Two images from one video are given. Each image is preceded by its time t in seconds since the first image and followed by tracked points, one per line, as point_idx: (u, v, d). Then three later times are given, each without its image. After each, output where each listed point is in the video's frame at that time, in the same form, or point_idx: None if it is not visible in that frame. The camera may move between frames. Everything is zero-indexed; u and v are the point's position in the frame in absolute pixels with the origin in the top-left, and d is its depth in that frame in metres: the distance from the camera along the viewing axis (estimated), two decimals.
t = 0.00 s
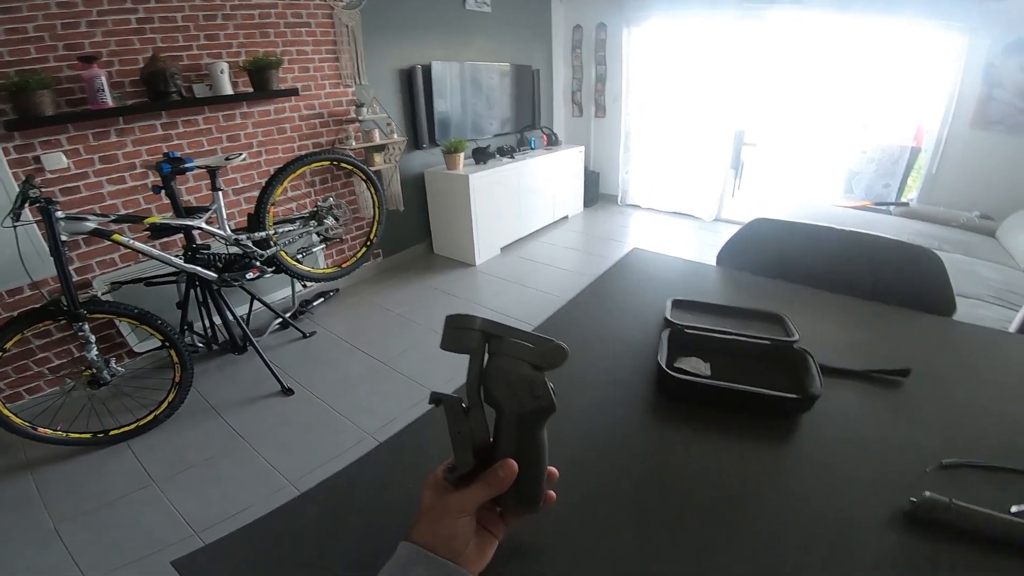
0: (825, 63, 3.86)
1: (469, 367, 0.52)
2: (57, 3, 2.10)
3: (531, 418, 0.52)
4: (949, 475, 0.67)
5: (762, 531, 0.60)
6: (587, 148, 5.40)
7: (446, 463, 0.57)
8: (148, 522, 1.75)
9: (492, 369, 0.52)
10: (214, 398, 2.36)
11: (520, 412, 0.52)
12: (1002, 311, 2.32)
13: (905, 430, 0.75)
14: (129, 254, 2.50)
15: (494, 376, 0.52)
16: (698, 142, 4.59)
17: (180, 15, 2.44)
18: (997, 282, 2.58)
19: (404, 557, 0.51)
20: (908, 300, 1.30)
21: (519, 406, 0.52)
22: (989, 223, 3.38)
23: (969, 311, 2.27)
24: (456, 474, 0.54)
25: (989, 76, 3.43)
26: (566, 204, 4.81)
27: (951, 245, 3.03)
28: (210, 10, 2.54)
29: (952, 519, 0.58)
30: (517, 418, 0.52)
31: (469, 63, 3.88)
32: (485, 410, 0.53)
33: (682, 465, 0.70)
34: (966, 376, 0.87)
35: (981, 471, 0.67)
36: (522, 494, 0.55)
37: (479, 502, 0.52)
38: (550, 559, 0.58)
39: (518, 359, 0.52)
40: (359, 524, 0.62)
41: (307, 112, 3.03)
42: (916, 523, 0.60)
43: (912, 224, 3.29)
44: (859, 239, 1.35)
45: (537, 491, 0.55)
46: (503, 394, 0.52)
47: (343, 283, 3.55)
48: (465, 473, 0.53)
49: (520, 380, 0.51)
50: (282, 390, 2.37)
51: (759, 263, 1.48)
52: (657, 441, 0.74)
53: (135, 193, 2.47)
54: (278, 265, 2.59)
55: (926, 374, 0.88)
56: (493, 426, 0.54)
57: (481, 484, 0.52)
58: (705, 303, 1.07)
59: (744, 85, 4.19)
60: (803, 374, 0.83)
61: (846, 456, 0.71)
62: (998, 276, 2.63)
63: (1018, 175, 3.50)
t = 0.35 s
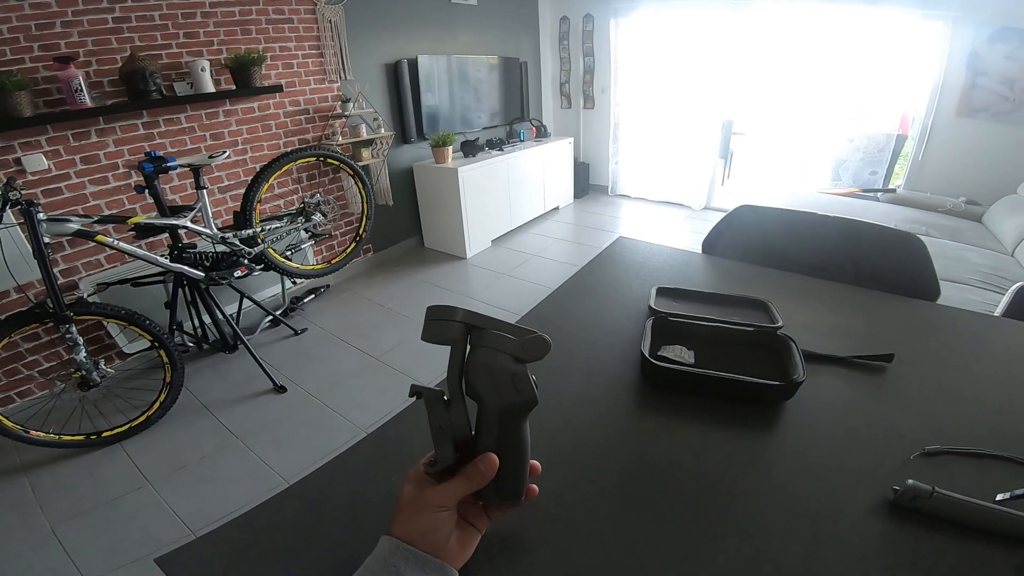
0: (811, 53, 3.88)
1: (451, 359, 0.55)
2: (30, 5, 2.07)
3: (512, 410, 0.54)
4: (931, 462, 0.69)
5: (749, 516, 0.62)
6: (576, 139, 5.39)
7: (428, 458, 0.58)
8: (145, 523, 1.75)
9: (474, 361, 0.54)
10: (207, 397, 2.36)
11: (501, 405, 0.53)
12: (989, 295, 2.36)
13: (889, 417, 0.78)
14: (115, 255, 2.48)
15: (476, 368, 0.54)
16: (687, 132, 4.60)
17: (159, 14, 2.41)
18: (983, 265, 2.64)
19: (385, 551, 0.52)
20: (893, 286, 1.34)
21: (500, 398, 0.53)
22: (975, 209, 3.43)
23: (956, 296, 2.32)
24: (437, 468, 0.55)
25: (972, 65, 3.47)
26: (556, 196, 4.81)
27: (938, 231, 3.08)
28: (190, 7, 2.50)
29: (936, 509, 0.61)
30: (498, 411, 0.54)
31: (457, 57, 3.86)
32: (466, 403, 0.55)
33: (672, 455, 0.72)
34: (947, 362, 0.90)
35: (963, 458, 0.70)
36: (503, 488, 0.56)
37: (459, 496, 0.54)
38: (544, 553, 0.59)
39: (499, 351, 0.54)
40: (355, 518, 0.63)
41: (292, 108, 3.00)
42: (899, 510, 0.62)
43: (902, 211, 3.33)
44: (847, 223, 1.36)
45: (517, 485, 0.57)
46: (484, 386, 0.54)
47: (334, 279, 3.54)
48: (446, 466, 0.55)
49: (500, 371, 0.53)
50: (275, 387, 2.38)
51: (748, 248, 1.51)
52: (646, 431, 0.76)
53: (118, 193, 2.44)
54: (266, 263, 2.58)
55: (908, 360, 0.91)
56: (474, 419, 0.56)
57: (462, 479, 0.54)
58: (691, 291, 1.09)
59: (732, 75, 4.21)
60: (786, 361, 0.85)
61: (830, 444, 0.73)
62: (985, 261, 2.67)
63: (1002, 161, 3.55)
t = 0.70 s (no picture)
0: (807, 51, 3.89)
1: (458, 362, 0.55)
2: (27, 7, 2.06)
3: (519, 410, 0.54)
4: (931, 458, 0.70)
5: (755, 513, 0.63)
6: (574, 139, 5.40)
7: (438, 460, 0.58)
8: (147, 525, 1.75)
9: (481, 363, 0.54)
10: (208, 399, 2.36)
11: (509, 405, 0.54)
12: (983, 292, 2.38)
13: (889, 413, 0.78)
14: (114, 257, 2.47)
15: (483, 370, 0.54)
16: (684, 131, 4.61)
17: (156, 15, 2.40)
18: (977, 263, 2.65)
19: (401, 549, 0.51)
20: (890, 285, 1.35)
21: (508, 398, 0.54)
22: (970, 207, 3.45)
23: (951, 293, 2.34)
24: (447, 470, 0.55)
25: (967, 64, 3.49)
26: (554, 196, 4.82)
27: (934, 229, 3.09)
28: (187, 9, 2.49)
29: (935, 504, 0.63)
30: (506, 412, 0.54)
31: (454, 56, 3.86)
32: (475, 404, 0.55)
33: (676, 452, 0.72)
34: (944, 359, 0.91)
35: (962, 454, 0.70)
36: (514, 488, 0.57)
37: (469, 497, 0.54)
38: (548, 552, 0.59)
39: (505, 353, 0.54)
40: (364, 519, 0.63)
41: (290, 109, 3.00)
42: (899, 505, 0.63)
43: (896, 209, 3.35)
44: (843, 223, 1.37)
45: (526, 484, 0.57)
46: (492, 387, 0.54)
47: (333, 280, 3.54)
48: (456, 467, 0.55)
49: (507, 373, 0.53)
50: (276, 389, 2.38)
51: (745, 249, 1.51)
52: (651, 430, 0.77)
53: (117, 195, 2.44)
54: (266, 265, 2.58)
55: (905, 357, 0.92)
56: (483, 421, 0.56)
57: (472, 479, 0.54)
58: (691, 291, 1.09)
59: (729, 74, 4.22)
60: (786, 359, 0.86)
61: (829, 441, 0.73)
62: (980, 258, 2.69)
63: (996, 160, 3.57)
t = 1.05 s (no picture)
0: (807, 54, 3.90)
1: (470, 368, 0.55)
2: (31, 7, 2.07)
3: (532, 417, 0.53)
4: (937, 463, 0.69)
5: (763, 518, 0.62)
6: (575, 143, 5.41)
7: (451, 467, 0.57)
8: (147, 528, 1.74)
9: (493, 369, 0.54)
10: (208, 402, 2.35)
11: (522, 412, 0.53)
12: (983, 297, 2.37)
13: (895, 418, 0.78)
14: (116, 260, 2.47)
15: (494, 376, 0.54)
16: (685, 135, 4.62)
17: (159, 17, 2.41)
18: (977, 268, 2.65)
19: (413, 556, 0.52)
20: (893, 291, 1.34)
21: (520, 405, 0.53)
22: (970, 211, 3.44)
23: (951, 299, 2.33)
24: (460, 476, 0.55)
25: (968, 68, 3.49)
26: (555, 200, 4.82)
27: (933, 234, 3.09)
28: (190, 11, 2.50)
29: (940, 508, 0.61)
30: (518, 419, 0.53)
31: (456, 60, 3.87)
32: (487, 410, 0.54)
33: (681, 457, 0.72)
34: (949, 364, 0.90)
35: (968, 459, 0.70)
36: (524, 495, 0.55)
37: (481, 503, 0.52)
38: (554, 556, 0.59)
39: (518, 360, 0.53)
40: (368, 524, 0.62)
41: (292, 112, 3.00)
42: (905, 510, 0.62)
43: (895, 213, 3.35)
44: (846, 230, 1.36)
45: (539, 490, 0.55)
46: (504, 394, 0.53)
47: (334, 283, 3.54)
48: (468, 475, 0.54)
49: (519, 380, 0.52)
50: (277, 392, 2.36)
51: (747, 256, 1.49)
52: (656, 435, 0.76)
53: (119, 197, 2.44)
54: (267, 267, 2.57)
55: (911, 362, 0.91)
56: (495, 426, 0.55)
57: (482, 486, 0.52)
58: (695, 296, 1.08)
59: (729, 78, 4.23)
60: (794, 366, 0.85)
61: (835, 445, 0.73)
62: (979, 263, 2.68)
63: (996, 164, 3.57)
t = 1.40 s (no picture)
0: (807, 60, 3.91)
1: (412, 361, 0.56)
2: (35, 6, 2.07)
3: (472, 409, 0.55)
4: (934, 468, 0.69)
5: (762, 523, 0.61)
6: (574, 147, 5.41)
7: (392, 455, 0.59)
8: (142, 529, 1.73)
9: (434, 363, 0.56)
10: (205, 402, 2.34)
11: (463, 404, 0.55)
12: (981, 304, 2.37)
13: (892, 424, 0.78)
14: (114, 259, 2.46)
15: (435, 369, 0.56)
16: (684, 140, 4.63)
17: (161, 17, 2.41)
18: (975, 275, 2.65)
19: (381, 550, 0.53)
20: (893, 299, 1.34)
21: (460, 396, 0.55)
22: (968, 219, 3.44)
23: (949, 306, 2.33)
24: (402, 464, 0.56)
25: (967, 74, 3.50)
26: (555, 204, 4.83)
27: (931, 241, 3.09)
28: (192, 11, 2.50)
29: (937, 514, 0.61)
30: (459, 410, 0.55)
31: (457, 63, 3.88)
32: (427, 402, 0.56)
33: (680, 461, 0.71)
34: (949, 371, 0.90)
35: (966, 465, 0.70)
36: (464, 480, 0.57)
37: (423, 487, 0.55)
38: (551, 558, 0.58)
39: (460, 355, 0.55)
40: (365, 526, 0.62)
41: (293, 113, 3.00)
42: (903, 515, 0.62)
43: (893, 220, 3.36)
44: (845, 237, 1.36)
45: (475, 476, 0.58)
46: (444, 386, 0.55)
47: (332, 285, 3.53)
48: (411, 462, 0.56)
49: (458, 373, 0.55)
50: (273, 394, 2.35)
51: (746, 262, 1.49)
52: (655, 439, 0.76)
53: (118, 197, 2.43)
54: (266, 268, 2.56)
55: (910, 368, 0.91)
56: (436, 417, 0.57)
57: (425, 470, 0.54)
58: (694, 302, 1.09)
59: (729, 83, 4.24)
60: (792, 372, 0.85)
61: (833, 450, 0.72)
62: (976, 271, 2.69)
63: (994, 171, 3.57)
